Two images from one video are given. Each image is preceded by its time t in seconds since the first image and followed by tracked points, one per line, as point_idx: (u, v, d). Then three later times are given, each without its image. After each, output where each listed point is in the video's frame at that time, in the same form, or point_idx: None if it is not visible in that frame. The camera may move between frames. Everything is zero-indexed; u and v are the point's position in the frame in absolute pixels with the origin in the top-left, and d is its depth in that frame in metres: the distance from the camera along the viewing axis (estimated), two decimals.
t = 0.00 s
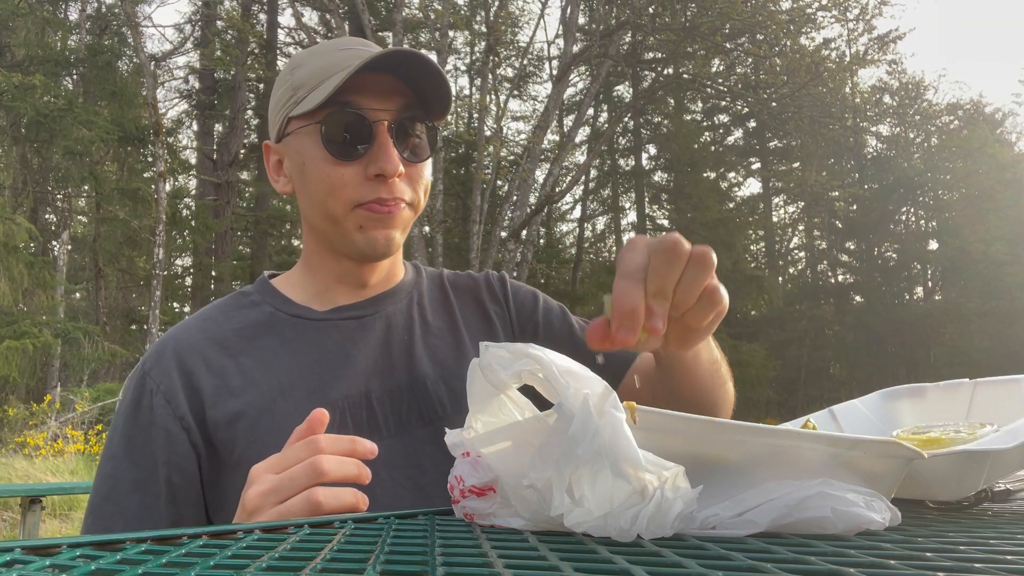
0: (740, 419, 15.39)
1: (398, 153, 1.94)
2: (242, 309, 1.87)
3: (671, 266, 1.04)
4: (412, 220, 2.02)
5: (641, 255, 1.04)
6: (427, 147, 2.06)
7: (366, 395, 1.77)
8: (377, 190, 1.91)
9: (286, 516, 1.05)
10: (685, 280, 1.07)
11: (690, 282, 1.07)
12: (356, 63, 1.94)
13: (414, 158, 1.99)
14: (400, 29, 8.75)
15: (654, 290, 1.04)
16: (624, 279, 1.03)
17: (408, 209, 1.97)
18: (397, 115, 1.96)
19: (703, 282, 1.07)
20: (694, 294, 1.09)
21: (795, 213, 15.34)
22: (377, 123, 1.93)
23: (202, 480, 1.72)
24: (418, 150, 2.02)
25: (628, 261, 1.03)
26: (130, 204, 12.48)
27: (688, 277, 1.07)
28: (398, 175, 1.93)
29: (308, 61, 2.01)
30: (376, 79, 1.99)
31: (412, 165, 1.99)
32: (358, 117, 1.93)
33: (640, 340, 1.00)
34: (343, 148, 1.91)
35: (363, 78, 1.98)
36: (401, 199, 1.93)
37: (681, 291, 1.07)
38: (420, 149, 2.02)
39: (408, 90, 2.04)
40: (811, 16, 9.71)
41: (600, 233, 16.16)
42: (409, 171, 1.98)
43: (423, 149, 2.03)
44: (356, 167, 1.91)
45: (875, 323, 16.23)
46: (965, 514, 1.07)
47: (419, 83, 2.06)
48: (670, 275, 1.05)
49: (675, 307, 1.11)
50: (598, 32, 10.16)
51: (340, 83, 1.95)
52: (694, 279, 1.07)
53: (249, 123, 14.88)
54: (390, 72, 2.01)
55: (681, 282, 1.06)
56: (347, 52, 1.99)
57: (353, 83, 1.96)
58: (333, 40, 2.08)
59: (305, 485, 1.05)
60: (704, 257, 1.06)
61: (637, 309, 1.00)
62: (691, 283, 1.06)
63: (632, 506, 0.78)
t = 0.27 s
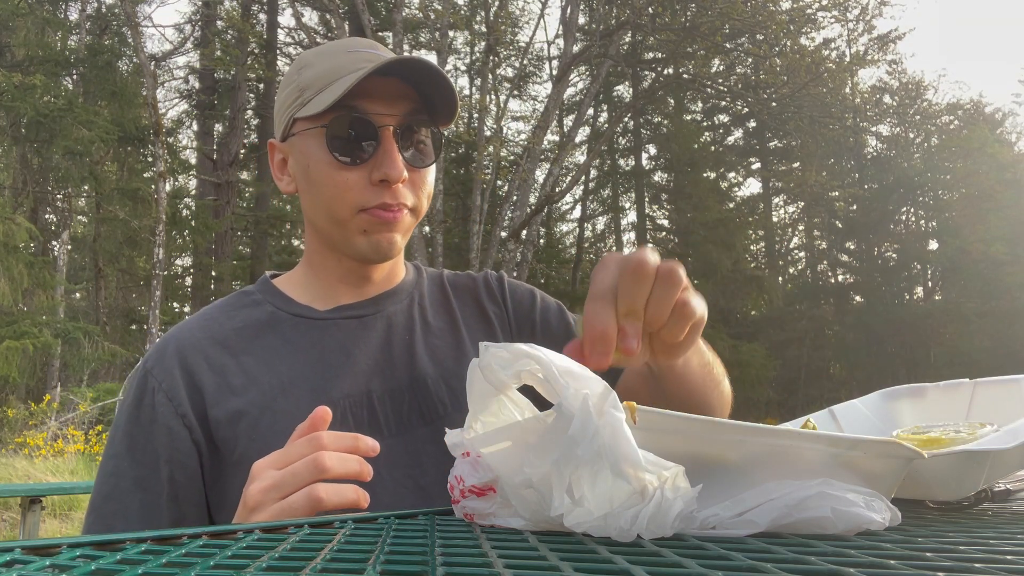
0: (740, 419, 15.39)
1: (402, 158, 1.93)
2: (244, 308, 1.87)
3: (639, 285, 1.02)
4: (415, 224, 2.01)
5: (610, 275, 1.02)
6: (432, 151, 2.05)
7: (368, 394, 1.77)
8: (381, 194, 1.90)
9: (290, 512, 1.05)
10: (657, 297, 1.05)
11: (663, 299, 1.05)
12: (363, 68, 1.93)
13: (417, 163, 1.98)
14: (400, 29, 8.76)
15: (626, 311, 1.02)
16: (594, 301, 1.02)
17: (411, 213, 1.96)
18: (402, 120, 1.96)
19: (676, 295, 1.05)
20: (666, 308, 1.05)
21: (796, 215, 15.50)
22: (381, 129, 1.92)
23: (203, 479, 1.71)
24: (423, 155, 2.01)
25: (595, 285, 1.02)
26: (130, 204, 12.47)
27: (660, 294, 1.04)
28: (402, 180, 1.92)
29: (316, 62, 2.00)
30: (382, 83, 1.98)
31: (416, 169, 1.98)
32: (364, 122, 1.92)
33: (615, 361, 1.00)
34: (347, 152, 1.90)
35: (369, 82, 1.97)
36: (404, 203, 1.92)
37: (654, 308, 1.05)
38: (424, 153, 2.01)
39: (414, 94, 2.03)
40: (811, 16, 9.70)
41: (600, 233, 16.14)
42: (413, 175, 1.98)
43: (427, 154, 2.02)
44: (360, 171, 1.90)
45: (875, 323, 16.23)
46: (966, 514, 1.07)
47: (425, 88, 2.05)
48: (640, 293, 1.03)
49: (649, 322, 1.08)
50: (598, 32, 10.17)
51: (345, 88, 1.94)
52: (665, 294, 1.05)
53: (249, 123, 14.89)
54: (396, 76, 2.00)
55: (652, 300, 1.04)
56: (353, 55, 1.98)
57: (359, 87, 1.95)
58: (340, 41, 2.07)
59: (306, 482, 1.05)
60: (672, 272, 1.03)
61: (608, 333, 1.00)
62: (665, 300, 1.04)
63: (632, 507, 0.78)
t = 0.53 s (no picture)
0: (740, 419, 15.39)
1: (403, 161, 1.93)
2: (243, 308, 1.87)
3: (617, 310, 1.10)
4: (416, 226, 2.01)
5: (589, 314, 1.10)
6: (433, 153, 2.05)
7: (368, 394, 1.78)
8: (383, 197, 1.90)
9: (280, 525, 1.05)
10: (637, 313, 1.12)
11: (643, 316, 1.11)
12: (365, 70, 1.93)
13: (418, 165, 1.98)
14: (400, 29, 8.77)
15: (603, 349, 1.05)
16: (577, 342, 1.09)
17: (412, 215, 1.96)
18: (403, 122, 1.95)
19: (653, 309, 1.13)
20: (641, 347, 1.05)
21: (796, 214, 15.39)
22: (383, 131, 1.92)
23: (202, 480, 1.71)
24: (424, 157, 2.00)
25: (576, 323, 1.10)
26: (130, 203, 12.47)
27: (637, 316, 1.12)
28: (403, 183, 1.92)
29: (317, 62, 1.99)
30: (383, 85, 1.98)
31: (417, 171, 1.98)
32: (366, 124, 1.91)
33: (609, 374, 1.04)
34: (348, 155, 1.90)
35: (371, 85, 1.97)
36: (406, 205, 1.92)
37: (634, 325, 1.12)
38: (426, 155, 2.01)
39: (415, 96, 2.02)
40: (812, 16, 9.68)
41: (601, 233, 16.11)
42: (414, 177, 1.97)
43: (429, 156, 2.02)
44: (361, 174, 1.89)
45: (875, 323, 16.23)
46: (965, 514, 1.07)
47: (426, 90, 2.05)
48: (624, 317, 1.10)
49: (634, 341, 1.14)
50: (598, 32, 10.18)
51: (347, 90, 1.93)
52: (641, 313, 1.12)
53: (249, 123, 14.91)
54: (397, 79, 2.00)
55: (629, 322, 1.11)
56: (355, 57, 1.98)
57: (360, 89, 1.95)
58: (341, 41, 2.07)
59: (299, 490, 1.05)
60: (643, 310, 1.04)
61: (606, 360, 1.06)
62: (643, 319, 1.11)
63: (632, 506, 0.78)
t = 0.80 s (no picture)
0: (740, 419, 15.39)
1: (408, 166, 1.93)
2: (246, 309, 1.87)
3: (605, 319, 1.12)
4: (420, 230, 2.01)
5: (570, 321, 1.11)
6: (437, 157, 2.05)
7: (370, 395, 1.78)
8: (388, 202, 1.89)
9: (294, 512, 1.05)
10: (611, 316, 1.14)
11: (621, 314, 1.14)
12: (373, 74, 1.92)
13: (422, 169, 1.98)
14: (400, 29, 8.77)
15: (589, 352, 1.08)
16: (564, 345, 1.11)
17: (416, 220, 1.96)
18: (409, 127, 1.95)
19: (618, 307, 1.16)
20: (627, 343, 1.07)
21: (796, 214, 15.39)
22: (389, 136, 1.92)
23: (205, 481, 1.71)
24: (428, 162, 2.00)
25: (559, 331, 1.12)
26: (130, 204, 12.46)
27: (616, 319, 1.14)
28: (408, 188, 1.92)
29: (323, 65, 1.99)
30: (389, 89, 1.97)
31: (421, 176, 1.98)
32: (372, 129, 1.91)
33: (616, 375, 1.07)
34: (355, 159, 1.89)
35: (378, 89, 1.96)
36: (410, 211, 1.92)
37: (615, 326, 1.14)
38: (430, 159, 2.01)
39: (420, 100, 2.02)
40: (812, 16, 9.69)
41: (601, 233, 16.07)
42: (418, 182, 1.97)
43: (433, 160, 2.02)
44: (366, 178, 1.89)
45: (875, 323, 16.23)
46: (965, 514, 1.07)
47: (431, 95, 2.05)
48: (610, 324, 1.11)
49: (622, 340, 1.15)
50: (598, 32, 10.20)
51: (353, 95, 1.92)
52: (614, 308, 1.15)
53: (249, 123, 14.92)
54: (403, 84, 1.99)
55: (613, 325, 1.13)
56: (362, 60, 1.98)
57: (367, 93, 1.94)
58: (346, 43, 2.07)
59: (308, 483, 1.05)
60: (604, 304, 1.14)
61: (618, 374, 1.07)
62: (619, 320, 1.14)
63: (632, 507, 0.78)
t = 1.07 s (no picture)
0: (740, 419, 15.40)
1: (411, 165, 1.93)
2: (245, 309, 1.87)
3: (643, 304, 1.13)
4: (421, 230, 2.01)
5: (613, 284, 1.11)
6: (437, 157, 2.05)
7: (371, 394, 1.78)
8: (390, 203, 1.90)
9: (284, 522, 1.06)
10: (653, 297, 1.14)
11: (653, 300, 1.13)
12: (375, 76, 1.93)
13: (423, 170, 1.98)
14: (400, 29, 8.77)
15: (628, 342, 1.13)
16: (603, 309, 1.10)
17: (418, 220, 1.96)
18: (411, 128, 1.96)
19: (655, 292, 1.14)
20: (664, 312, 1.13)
21: (795, 214, 15.37)
22: (391, 137, 1.92)
23: (205, 481, 1.71)
24: (429, 163, 2.01)
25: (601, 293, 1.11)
26: (130, 204, 12.46)
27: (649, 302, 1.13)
28: (410, 189, 1.92)
29: (322, 66, 1.99)
30: (391, 90, 1.97)
31: (422, 176, 1.98)
32: (374, 130, 1.91)
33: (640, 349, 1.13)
34: (357, 160, 1.89)
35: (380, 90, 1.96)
36: (413, 211, 1.92)
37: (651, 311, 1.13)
38: (430, 160, 2.01)
39: (421, 100, 2.03)
40: (812, 16, 9.69)
41: (601, 233, 16.09)
42: (419, 182, 1.98)
43: (433, 161, 2.02)
44: (369, 179, 1.89)
45: (875, 323, 16.24)
46: (965, 513, 1.07)
47: (432, 95, 2.05)
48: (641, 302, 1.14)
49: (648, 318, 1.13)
50: (598, 32, 10.21)
51: (355, 96, 1.92)
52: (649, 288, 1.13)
53: (249, 123, 14.93)
54: (405, 85, 1.99)
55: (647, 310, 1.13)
56: (363, 62, 1.98)
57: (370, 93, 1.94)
58: (345, 44, 2.07)
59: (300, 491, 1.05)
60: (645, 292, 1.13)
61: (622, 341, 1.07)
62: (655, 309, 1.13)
63: (632, 506, 0.78)
